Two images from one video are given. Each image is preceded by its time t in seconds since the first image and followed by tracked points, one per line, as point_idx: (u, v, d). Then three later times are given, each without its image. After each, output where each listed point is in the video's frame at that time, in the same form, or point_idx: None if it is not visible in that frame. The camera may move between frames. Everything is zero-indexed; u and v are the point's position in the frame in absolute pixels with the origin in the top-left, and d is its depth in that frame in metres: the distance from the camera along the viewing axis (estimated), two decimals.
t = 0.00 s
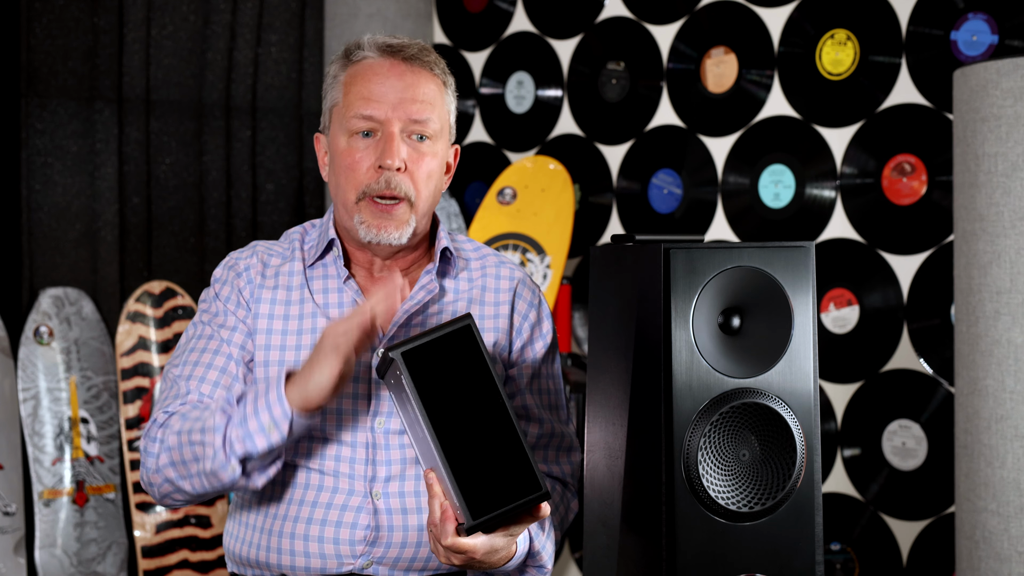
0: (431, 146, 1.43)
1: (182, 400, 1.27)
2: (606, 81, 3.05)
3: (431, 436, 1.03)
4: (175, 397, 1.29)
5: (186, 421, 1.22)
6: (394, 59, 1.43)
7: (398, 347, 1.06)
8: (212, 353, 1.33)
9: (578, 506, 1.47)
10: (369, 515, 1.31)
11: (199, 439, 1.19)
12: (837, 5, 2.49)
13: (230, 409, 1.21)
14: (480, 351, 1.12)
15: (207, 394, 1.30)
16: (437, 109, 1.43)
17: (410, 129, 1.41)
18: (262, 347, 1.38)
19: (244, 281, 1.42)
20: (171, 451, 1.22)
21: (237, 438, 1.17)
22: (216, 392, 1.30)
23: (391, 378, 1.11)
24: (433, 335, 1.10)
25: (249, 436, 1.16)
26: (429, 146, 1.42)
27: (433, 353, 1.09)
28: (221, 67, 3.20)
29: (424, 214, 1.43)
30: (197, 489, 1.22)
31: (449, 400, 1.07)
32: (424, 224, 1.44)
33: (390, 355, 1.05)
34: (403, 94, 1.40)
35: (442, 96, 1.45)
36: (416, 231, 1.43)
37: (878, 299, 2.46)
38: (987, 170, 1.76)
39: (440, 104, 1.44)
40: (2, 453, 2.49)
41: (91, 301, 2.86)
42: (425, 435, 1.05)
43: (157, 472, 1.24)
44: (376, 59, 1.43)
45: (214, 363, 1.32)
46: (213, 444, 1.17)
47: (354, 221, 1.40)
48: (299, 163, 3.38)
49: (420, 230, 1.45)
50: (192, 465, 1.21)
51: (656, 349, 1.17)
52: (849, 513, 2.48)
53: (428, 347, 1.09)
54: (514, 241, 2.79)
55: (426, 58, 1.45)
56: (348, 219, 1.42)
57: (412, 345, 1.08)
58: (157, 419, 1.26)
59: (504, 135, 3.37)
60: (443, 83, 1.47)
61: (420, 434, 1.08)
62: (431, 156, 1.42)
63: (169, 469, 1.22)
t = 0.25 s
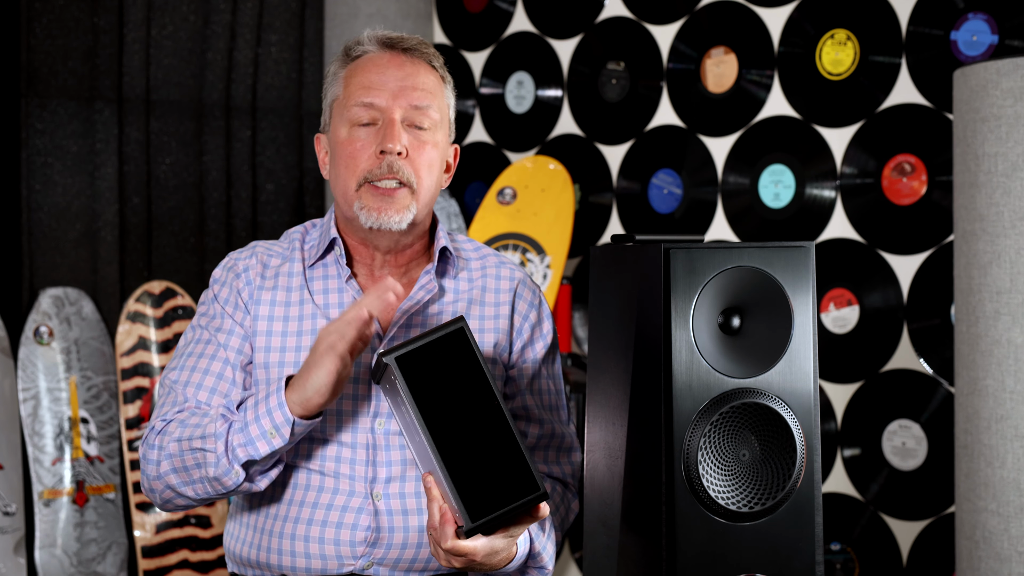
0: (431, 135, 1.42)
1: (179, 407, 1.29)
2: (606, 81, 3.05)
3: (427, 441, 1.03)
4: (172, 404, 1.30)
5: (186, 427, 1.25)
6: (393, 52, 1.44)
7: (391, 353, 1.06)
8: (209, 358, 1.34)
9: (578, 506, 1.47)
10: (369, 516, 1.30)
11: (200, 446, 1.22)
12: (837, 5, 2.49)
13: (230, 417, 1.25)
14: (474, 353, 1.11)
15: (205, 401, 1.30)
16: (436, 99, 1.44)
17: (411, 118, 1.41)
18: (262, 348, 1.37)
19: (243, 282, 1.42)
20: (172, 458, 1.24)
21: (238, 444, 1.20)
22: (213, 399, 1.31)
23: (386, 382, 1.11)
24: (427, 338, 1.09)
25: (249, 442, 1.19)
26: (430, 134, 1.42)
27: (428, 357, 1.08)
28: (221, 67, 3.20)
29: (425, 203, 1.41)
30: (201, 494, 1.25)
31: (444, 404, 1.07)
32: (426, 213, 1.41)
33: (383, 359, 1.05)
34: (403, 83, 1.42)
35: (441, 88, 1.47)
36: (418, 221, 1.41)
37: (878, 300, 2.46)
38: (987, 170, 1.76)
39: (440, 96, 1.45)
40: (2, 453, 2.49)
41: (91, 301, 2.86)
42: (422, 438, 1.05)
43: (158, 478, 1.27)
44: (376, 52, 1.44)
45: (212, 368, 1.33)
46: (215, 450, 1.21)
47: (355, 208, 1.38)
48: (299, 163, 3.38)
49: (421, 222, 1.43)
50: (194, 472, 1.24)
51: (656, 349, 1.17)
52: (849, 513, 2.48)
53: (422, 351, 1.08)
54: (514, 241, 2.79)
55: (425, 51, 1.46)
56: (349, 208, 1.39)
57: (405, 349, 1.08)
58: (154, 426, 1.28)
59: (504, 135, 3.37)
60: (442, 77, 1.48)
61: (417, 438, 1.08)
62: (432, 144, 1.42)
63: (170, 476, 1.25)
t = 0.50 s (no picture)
0: (428, 126, 1.42)
1: (178, 416, 1.30)
2: (606, 81, 3.05)
3: (423, 439, 1.04)
4: (172, 413, 1.32)
5: (184, 442, 1.26)
6: (389, 48, 1.46)
7: (387, 350, 1.07)
8: (205, 363, 1.35)
9: (577, 506, 1.47)
10: (369, 515, 1.30)
11: (199, 464, 1.24)
12: (837, 5, 2.49)
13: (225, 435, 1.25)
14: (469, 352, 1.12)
15: (203, 409, 1.32)
16: (432, 92, 1.45)
17: (408, 110, 1.42)
18: (260, 349, 1.37)
19: (241, 283, 1.42)
20: (174, 472, 1.27)
21: (237, 464, 1.22)
22: (211, 405, 1.32)
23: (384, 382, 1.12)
24: (422, 336, 1.10)
25: (247, 460, 1.21)
26: (427, 125, 1.42)
27: (424, 356, 1.09)
28: (221, 67, 3.20)
29: (423, 194, 1.40)
30: (204, 506, 1.28)
31: (440, 402, 1.07)
32: (425, 204, 1.40)
33: (379, 358, 1.06)
34: (399, 74, 1.43)
35: (438, 82, 1.47)
36: (417, 212, 1.40)
37: (878, 299, 2.46)
38: (987, 170, 1.76)
39: (436, 90, 1.46)
40: (2, 453, 2.49)
41: (91, 301, 2.86)
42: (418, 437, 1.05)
43: (162, 490, 1.29)
44: (373, 49, 1.46)
45: (208, 373, 1.34)
46: (214, 470, 1.22)
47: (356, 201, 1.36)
48: (299, 163, 3.38)
49: (421, 214, 1.41)
50: (196, 486, 1.26)
51: (657, 349, 1.17)
52: (849, 513, 2.48)
53: (418, 350, 1.09)
54: (514, 241, 2.79)
55: (421, 47, 1.48)
56: (348, 199, 1.38)
57: (400, 347, 1.08)
58: (155, 436, 1.30)
59: (504, 135, 3.37)
60: (438, 73, 1.49)
61: (413, 437, 1.08)
62: (429, 135, 1.42)
63: (174, 489, 1.28)
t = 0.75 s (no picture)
0: (429, 127, 1.43)
1: (179, 420, 1.30)
2: (606, 81, 3.05)
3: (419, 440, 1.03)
4: (173, 415, 1.32)
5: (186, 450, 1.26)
6: (391, 48, 1.45)
7: (380, 353, 1.06)
8: (205, 365, 1.35)
9: (576, 506, 1.47)
10: (368, 513, 1.31)
11: (200, 473, 1.24)
12: (837, 5, 2.49)
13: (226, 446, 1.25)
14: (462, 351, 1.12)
15: (203, 412, 1.32)
16: (434, 94, 1.45)
17: (409, 112, 1.42)
18: (260, 348, 1.37)
19: (240, 283, 1.42)
20: (176, 478, 1.27)
21: (241, 478, 1.22)
22: (211, 407, 1.33)
23: (376, 384, 1.11)
24: (415, 337, 1.09)
25: (250, 473, 1.22)
26: (429, 127, 1.43)
27: (419, 356, 1.08)
28: (221, 66, 3.20)
29: (426, 196, 1.41)
30: (207, 511, 1.29)
31: (437, 402, 1.07)
32: (426, 207, 1.41)
33: (373, 361, 1.05)
34: (400, 75, 1.43)
35: (439, 83, 1.47)
36: (418, 215, 1.40)
37: (878, 299, 2.46)
38: (986, 170, 1.76)
39: (438, 92, 1.46)
40: (2, 453, 2.49)
41: (91, 301, 2.86)
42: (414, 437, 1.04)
43: (164, 494, 1.29)
44: (374, 50, 1.46)
45: (208, 375, 1.34)
46: (216, 481, 1.22)
47: (354, 202, 1.37)
48: (299, 163, 3.39)
49: (421, 217, 1.42)
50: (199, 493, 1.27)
51: (656, 349, 1.17)
52: (849, 513, 2.48)
53: (413, 351, 1.08)
54: (514, 241, 2.79)
55: (422, 48, 1.48)
56: (348, 201, 1.38)
57: (394, 349, 1.08)
58: (158, 441, 1.30)
59: (504, 135, 3.37)
60: (440, 74, 1.49)
61: (409, 437, 1.08)
62: (431, 137, 1.42)
63: (177, 494, 1.28)
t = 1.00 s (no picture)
0: (436, 134, 1.42)
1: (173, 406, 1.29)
2: (606, 81, 3.05)
3: (417, 433, 1.02)
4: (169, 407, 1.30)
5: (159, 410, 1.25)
6: (400, 51, 1.44)
7: (377, 350, 1.08)
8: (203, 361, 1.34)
9: (578, 505, 1.47)
10: (367, 510, 1.31)
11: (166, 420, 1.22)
12: (837, 5, 2.49)
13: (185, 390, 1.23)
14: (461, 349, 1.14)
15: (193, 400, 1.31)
16: (441, 99, 1.44)
17: (417, 118, 1.41)
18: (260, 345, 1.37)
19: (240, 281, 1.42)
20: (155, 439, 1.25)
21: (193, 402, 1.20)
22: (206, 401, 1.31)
23: (375, 382, 1.13)
24: (412, 335, 1.11)
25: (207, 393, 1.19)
26: (435, 133, 1.42)
27: (416, 353, 1.10)
28: (221, 67, 3.20)
29: (430, 204, 1.41)
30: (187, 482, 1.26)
31: (434, 396, 1.07)
32: (430, 213, 1.41)
33: (370, 356, 1.06)
34: (409, 80, 1.42)
35: (447, 88, 1.46)
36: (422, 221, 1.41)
37: (878, 300, 2.46)
38: (987, 170, 1.76)
39: (446, 97, 1.45)
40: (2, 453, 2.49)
41: (91, 301, 2.86)
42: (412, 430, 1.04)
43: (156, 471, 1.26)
44: (382, 53, 1.45)
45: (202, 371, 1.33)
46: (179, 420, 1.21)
47: (357, 209, 1.37)
48: (299, 163, 3.39)
49: (424, 222, 1.43)
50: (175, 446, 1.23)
51: (656, 349, 1.17)
52: (849, 513, 2.48)
53: (410, 347, 1.10)
54: (514, 241, 2.79)
55: (431, 52, 1.47)
56: (351, 206, 1.39)
57: (391, 346, 1.09)
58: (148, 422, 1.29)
59: (504, 135, 3.37)
60: (449, 78, 1.48)
61: (408, 433, 1.07)
62: (437, 144, 1.42)
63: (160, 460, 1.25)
